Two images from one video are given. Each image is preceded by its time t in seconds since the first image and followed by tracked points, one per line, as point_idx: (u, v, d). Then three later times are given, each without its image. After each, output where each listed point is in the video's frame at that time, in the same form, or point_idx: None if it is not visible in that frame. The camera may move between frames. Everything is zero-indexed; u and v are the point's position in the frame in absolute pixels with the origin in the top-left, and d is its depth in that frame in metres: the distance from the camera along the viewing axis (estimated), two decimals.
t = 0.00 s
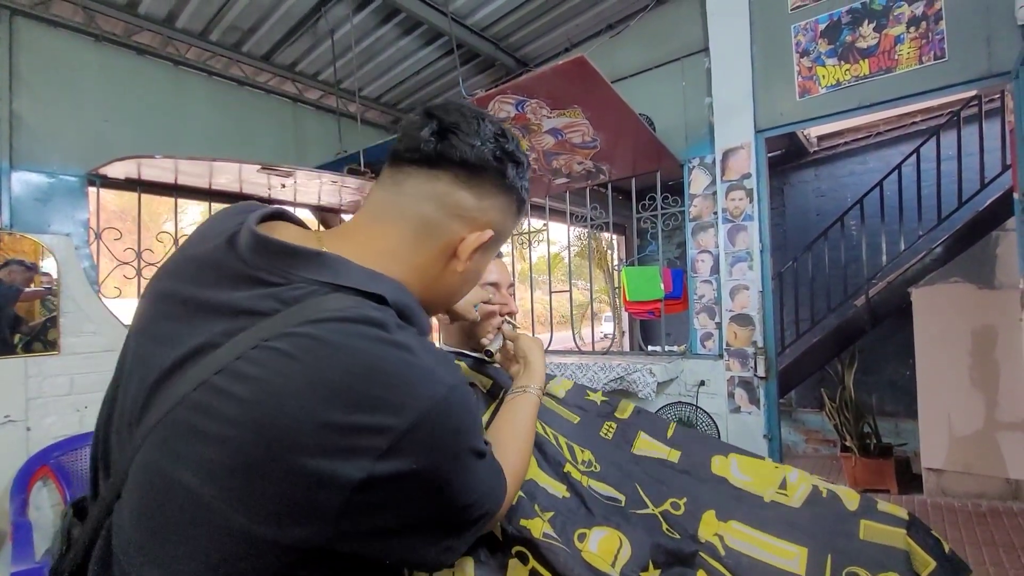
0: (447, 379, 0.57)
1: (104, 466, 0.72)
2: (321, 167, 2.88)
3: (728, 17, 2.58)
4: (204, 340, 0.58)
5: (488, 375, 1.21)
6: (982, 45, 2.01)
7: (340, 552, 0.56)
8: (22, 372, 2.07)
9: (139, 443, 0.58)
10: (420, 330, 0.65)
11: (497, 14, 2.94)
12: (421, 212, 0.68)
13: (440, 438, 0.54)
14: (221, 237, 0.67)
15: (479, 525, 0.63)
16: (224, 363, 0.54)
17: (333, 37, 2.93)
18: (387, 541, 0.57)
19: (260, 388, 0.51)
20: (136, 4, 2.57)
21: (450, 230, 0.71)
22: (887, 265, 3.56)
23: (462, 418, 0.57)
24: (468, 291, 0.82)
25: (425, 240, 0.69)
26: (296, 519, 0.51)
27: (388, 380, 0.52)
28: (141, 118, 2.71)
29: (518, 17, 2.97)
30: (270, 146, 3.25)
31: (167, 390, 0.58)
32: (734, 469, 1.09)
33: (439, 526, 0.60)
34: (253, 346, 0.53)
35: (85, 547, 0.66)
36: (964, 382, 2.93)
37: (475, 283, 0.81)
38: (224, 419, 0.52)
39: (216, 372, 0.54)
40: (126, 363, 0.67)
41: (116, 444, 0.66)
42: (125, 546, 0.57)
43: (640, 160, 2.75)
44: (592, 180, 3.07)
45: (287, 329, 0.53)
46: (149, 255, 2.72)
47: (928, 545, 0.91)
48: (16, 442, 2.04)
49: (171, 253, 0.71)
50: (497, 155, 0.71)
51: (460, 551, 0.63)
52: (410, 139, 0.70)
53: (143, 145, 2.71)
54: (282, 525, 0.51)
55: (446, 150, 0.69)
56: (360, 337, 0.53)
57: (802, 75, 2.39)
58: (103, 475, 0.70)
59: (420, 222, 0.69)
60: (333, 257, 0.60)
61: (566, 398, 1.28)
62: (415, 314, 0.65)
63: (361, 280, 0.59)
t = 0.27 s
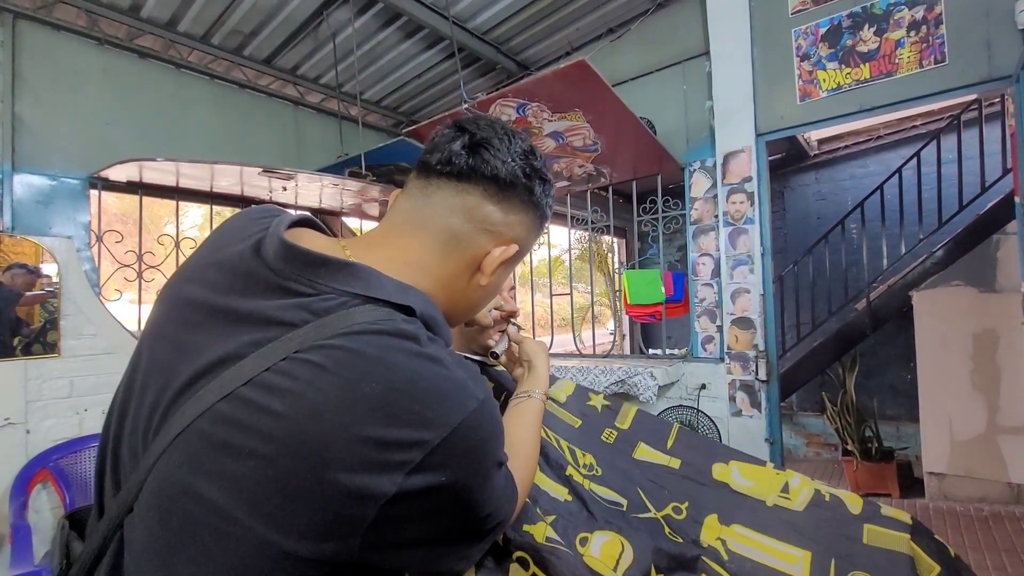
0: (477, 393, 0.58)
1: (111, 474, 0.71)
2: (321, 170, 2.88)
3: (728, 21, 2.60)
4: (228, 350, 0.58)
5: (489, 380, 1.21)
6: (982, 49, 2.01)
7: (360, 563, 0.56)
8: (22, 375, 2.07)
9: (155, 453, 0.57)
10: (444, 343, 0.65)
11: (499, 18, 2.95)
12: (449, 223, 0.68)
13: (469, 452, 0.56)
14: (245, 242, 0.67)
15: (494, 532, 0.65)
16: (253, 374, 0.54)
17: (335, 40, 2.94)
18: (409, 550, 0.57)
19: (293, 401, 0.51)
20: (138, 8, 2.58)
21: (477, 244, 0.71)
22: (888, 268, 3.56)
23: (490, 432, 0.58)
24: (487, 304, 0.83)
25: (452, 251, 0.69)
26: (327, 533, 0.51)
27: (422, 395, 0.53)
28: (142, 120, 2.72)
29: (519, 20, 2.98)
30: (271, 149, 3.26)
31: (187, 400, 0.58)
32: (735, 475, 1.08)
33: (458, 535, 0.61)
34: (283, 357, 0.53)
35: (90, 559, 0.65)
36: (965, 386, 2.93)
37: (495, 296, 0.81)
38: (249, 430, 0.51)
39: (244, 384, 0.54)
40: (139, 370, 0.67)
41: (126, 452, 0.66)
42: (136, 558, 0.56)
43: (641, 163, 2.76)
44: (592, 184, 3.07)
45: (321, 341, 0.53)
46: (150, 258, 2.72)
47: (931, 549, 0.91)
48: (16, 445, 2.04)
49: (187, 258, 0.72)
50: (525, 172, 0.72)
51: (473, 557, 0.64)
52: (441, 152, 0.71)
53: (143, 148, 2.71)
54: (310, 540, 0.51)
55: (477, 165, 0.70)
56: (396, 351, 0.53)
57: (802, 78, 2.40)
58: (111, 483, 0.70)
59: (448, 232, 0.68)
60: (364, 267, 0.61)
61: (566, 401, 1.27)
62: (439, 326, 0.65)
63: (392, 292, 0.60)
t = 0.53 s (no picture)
0: (474, 394, 0.58)
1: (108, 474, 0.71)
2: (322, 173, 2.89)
3: (728, 24, 2.60)
4: (225, 351, 0.58)
5: (489, 382, 1.21)
6: (981, 52, 2.02)
7: (358, 565, 0.56)
8: (22, 377, 2.07)
9: (152, 454, 0.57)
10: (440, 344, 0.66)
11: (499, 22, 2.96)
12: (447, 225, 0.69)
13: (466, 454, 0.56)
14: (243, 243, 0.67)
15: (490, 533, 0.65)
16: (249, 375, 0.54)
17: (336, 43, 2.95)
18: (405, 552, 0.58)
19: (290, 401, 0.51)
20: (140, 11, 2.59)
21: (476, 245, 0.71)
22: (888, 271, 3.56)
23: (486, 434, 0.58)
24: (486, 305, 0.83)
25: (449, 252, 0.70)
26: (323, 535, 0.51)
27: (417, 396, 0.53)
28: (143, 123, 2.72)
29: (519, 24, 2.99)
30: (272, 152, 3.26)
31: (184, 401, 0.58)
32: (737, 475, 1.08)
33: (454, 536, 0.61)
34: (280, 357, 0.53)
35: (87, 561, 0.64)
36: (966, 389, 2.92)
37: (493, 297, 0.82)
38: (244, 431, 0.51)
39: (240, 385, 0.54)
40: (137, 370, 0.68)
41: (123, 453, 0.66)
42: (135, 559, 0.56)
43: (641, 166, 2.76)
44: (592, 186, 3.07)
45: (316, 343, 0.53)
46: (151, 260, 2.72)
47: (932, 552, 0.92)
48: (15, 447, 2.03)
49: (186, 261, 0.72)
50: (523, 174, 0.72)
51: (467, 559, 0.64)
52: (439, 154, 0.71)
53: (144, 151, 2.72)
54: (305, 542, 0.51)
55: (474, 167, 0.70)
56: (391, 352, 0.53)
57: (802, 81, 2.40)
58: (109, 482, 0.70)
59: (446, 235, 0.69)
60: (361, 269, 0.61)
61: (567, 403, 1.27)
62: (437, 327, 0.65)
63: (388, 293, 0.60)
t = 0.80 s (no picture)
0: (467, 394, 0.58)
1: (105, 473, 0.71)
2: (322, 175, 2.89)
3: (728, 27, 2.60)
4: (219, 350, 0.58)
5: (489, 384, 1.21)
6: (982, 55, 2.02)
7: (351, 566, 0.55)
8: (22, 379, 2.06)
9: (147, 451, 0.57)
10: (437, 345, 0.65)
11: (500, 24, 2.96)
12: (441, 225, 0.68)
13: (459, 453, 0.55)
14: (239, 244, 0.67)
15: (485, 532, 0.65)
16: (242, 374, 0.54)
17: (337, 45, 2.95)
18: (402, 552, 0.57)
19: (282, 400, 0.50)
20: (142, 13, 2.60)
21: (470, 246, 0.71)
22: (889, 273, 3.55)
23: (479, 433, 0.58)
24: (481, 305, 0.83)
25: (444, 252, 0.69)
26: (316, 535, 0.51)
27: (412, 394, 0.53)
28: (143, 124, 2.72)
29: (520, 26, 3.00)
30: (272, 153, 3.27)
31: (178, 400, 0.58)
32: (737, 480, 1.08)
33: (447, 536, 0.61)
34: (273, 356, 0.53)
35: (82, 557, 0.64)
36: (967, 391, 2.91)
37: (489, 297, 0.82)
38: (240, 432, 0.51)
39: (233, 383, 0.54)
40: (133, 370, 0.67)
41: (119, 453, 0.66)
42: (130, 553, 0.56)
43: (642, 168, 2.76)
44: (593, 188, 3.07)
45: (310, 341, 0.53)
46: (151, 262, 2.72)
47: (935, 557, 0.91)
48: (15, 448, 2.03)
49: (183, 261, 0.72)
50: (517, 173, 0.72)
51: (462, 560, 0.64)
52: (433, 154, 0.71)
53: (146, 153, 2.72)
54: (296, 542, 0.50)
55: (468, 166, 0.70)
56: (384, 351, 0.53)
57: (802, 83, 2.40)
58: (105, 481, 0.70)
59: (440, 234, 0.68)
60: (355, 269, 0.60)
61: (567, 406, 1.28)
62: (432, 327, 0.65)
63: (384, 295, 0.60)
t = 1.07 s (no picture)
0: (460, 392, 0.58)
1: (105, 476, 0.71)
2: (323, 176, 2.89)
3: (729, 29, 2.61)
4: (215, 348, 0.58)
5: (489, 386, 1.21)
6: (984, 57, 2.02)
7: (345, 565, 0.55)
8: (23, 380, 2.06)
9: (145, 448, 0.57)
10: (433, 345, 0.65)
11: (501, 26, 2.96)
12: (435, 225, 0.68)
13: (452, 451, 0.55)
14: (237, 243, 0.67)
15: (479, 531, 0.65)
16: (237, 372, 0.54)
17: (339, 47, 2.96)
18: (396, 551, 0.57)
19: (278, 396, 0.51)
20: (144, 15, 2.61)
21: (465, 247, 0.71)
22: (890, 276, 3.55)
23: (473, 432, 0.58)
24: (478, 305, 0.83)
25: (438, 252, 0.69)
26: (309, 529, 0.51)
27: (404, 392, 0.53)
28: (145, 125, 2.72)
29: (521, 29, 3.00)
30: (274, 155, 3.27)
31: (175, 397, 0.58)
32: (738, 484, 1.07)
33: (441, 535, 0.60)
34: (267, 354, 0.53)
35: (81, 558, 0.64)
36: (969, 395, 2.91)
37: (485, 298, 0.81)
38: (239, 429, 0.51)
39: (228, 380, 0.54)
40: (132, 369, 0.67)
41: (118, 451, 0.66)
42: (123, 554, 0.56)
43: (643, 170, 2.76)
44: (593, 190, 3.07)
45: (304, 339, 0.53)
46: (152, 263, 2.72)
47: (937, 561, 0.90)
48: (15, 449, 2.03)
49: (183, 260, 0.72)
50: (511, 173, 0.72)
51: (459, 561, 0.64)
52: (427, 155, 0.71)
53: (147, 154, 2.73)
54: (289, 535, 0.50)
55: (462, 167, 0.70)
56: (377, 349, 0.53)
57: (803, 86, 2.40)
58: (103, 480, 0.70)
59: (434, 235, 0.68)
60: (350, 268, 0.61)
61: (568, 409, 1.27)
62: (426, 326, 0.65)
63: (376, 295, 0.60)
